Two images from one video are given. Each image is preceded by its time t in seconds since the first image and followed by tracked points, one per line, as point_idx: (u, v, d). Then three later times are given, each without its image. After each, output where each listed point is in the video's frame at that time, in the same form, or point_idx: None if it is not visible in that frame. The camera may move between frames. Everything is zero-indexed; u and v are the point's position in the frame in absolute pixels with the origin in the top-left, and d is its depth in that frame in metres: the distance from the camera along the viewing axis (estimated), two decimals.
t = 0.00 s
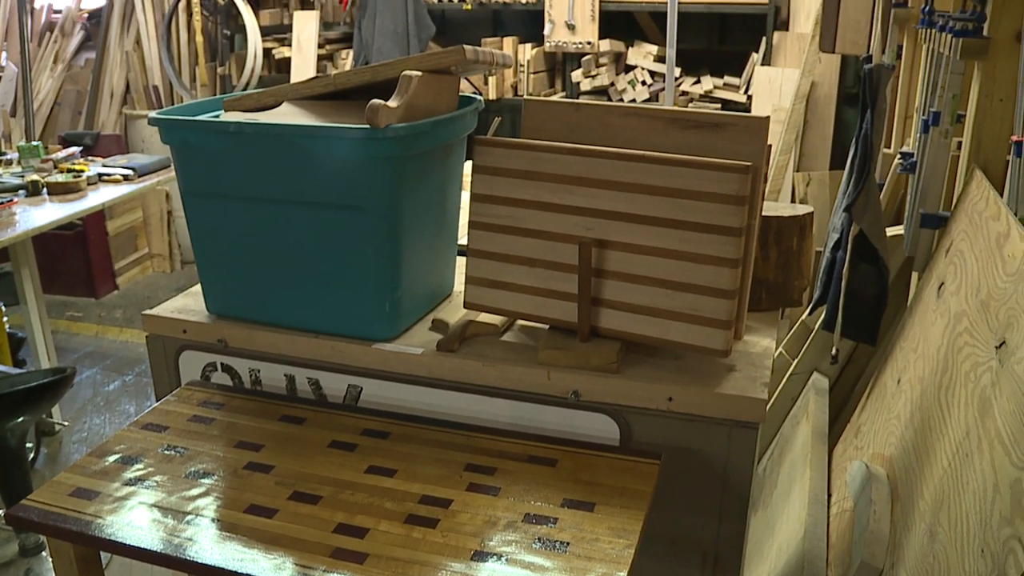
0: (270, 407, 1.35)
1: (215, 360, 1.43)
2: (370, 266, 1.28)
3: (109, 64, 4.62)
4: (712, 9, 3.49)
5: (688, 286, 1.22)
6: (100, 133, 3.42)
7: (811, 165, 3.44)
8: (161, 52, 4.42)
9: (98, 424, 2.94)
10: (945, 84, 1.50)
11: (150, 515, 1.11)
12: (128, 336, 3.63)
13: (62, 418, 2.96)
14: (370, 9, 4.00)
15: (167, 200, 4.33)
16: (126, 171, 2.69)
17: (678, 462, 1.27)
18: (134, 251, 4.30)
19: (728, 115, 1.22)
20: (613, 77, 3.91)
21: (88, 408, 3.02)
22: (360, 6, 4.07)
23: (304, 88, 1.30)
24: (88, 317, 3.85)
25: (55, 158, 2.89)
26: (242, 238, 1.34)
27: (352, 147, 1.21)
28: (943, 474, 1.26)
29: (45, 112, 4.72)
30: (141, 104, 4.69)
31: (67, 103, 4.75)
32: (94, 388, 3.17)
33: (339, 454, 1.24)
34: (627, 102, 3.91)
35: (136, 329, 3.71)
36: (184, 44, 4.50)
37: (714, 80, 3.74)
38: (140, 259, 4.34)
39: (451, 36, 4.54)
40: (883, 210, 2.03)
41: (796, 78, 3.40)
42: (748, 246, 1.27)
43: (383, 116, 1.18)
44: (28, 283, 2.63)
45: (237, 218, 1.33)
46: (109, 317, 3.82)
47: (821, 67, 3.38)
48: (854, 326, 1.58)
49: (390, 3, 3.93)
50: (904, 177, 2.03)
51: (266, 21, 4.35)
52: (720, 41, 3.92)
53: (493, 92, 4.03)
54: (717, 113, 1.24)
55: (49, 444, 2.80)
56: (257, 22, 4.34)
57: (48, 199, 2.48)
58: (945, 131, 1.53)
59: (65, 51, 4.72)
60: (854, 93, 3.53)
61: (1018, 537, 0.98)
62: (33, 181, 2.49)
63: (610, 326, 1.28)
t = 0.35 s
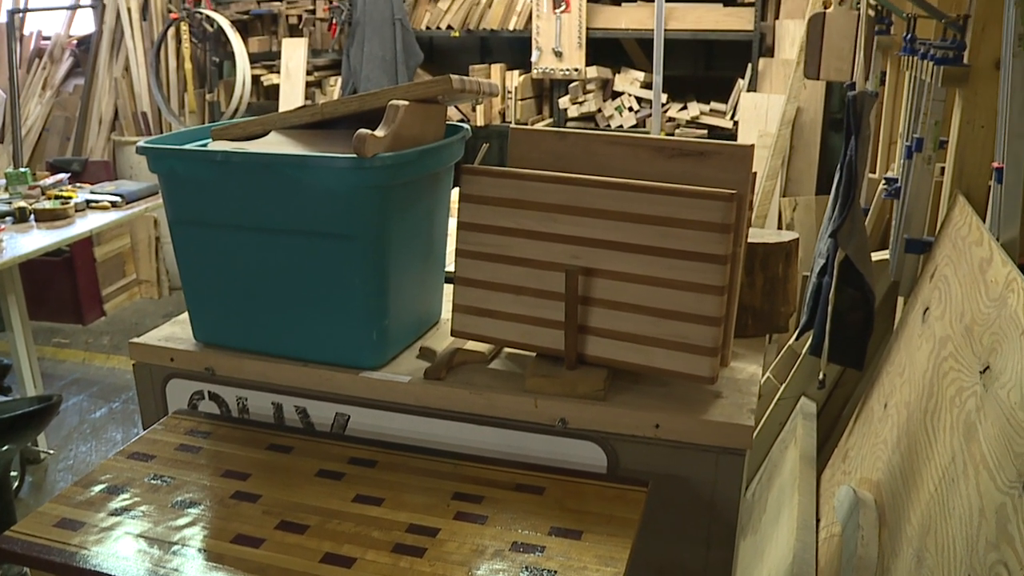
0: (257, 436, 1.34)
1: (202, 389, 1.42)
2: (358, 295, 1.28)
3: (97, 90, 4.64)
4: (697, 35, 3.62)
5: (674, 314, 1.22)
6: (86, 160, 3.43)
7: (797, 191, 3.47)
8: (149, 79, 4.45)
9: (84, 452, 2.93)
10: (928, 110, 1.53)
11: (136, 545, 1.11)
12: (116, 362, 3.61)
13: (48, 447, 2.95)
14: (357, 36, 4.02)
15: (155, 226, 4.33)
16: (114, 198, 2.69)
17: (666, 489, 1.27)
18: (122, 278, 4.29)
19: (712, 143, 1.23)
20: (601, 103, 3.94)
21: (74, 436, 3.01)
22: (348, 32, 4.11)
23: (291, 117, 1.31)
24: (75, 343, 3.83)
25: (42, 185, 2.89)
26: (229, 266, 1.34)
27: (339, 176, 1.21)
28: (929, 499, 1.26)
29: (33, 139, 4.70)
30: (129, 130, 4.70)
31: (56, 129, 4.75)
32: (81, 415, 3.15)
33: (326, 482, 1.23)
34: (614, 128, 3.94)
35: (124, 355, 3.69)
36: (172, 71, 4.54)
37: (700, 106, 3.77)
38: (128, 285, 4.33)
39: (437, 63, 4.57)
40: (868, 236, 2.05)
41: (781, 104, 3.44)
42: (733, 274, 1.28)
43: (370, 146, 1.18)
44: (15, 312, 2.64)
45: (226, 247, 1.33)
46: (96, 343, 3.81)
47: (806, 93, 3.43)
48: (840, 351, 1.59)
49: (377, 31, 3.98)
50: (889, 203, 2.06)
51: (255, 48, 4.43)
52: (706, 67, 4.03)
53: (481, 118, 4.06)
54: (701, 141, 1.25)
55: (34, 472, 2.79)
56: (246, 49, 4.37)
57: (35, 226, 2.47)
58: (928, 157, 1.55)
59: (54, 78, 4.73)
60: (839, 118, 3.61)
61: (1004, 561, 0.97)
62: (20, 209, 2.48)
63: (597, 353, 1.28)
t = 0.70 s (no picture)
0: (244, 466, 1.34)
1: (189, 419, 1.42)
2: (345, 324, 1.28)
3: (86, 118, 4.68)
4: (682, 64, 3.71)
5: (660, 343, 1.22)
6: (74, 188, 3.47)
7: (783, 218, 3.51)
8: (138, 107, 4.50)
9: (69, 482, 2.91)
10: (911, 138, 1.56)
11: None
12: (102, 391, 3.59)
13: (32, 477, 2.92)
14: (345, 64, 4.03)
15: (143, 253, 4.32)
16: (101, 226, 2.69)
17: (653, 517, 1.27)
18: (109, 305, 4.28)
19: (696, 173, 1.24)
20: (587, 131, 3.97)
21: (59, 465, 2.99)
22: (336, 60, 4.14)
23: (278, 147, 1.31)
24: (61, 371, 3.82)
25: (29, 213, 2.89)
26: (216, 296, 1.34)
27: (326, 208, 1.21)
28: (916, 526, 1.26)
29: (20, 166, 4.70)
30: (118, 157, 4.73)
31: (43, 156, 4.78)
32: (66, 445, 3.14)
33: (313, 513, 1.23)
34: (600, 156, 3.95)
35: (110, 384, 3.68)
36: (161, 99, 4.56)
37: (686, 133, 3.81)
38: (115, 313, 4.32)
39: (425, 90, 4.60)
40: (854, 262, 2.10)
41: (767, 131, 3.48)
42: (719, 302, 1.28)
43: (357, 176, 1.19)
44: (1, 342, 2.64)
45: (214, 278, 1.33)
46: (83, 371, 3.80)
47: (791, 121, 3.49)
48: (826, 377, 1.60)
49: (366, 59, 3.98)
50: (873, 230, 2.11)
51: (244, 76, 4.44)
52: (692, 94, 4.07)
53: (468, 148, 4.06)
54: (686, 171, 1.26)
55: (18, 503, 2.76)
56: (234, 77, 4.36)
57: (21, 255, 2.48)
58: (911, 184, 1.59)
59: (41, 104, 4.76)
60: (824, 144, 3.70)
61: None
62: (7, 237, 2.48)
63: (583, 382, 1.28)
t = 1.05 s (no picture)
0: (234, 502, 1.33)
1: (178, 454, 1.42)
2: (334, 359, 1.28)
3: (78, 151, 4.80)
4: (671, 98, 3.73)
5: (650, 379, 1.22)
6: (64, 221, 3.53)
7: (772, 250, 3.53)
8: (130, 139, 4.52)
9: (56, 516, 2.89)
10: (898, 171, 1.60)
11: None
12: (90, 425, 3.57)
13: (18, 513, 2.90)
14: (337, 99, 4.06)
15: (134, 285, 4.31)
16: (92, 259, 2.70)
17: (644, 553, 1.27)
18: (99, 338, 4.27)
19: (684, 209, 1.25)
20: (576, 164, 4.00)
21: (46, 499, 2.97)
22: (327, 94, 4.16)
23: (269, 184, 1.32)
24: (49, 404, 3.80)
25: (20, 246, 2.89)
26: (207, 332, 1.34)
27: (315, 244, 1.22)
28: (906, 560, 1.25)
29: (11, 199, 4.87)
30: (109, 189, 4.81)
31: (34, 189, 4.89)
32: (54, 478, 3.12)
33: (302, 550, 1.22)
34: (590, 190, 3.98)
35: (99, 417, 3.66)
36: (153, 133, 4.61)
37: (676, 166, 3.82)
38: (105, 345, 4.30)
39: (417, 123, 4.64)
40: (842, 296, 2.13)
41: (755, 165, 3.50)
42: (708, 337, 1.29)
43: (347, 214, 1.20)
44: None
45: (204, 314, 1.33)
46: (71, 405, 3.78)
47: (779, 154, 3.51)
48: (815, 410, 1.61)
49: (357, 95, 3.99)
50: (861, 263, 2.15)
51: (235, 109, 4.47)
52: (682, 127, 4.13)
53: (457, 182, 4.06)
54: (674, 208, 1.27)
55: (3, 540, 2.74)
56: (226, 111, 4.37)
57: (12, 287, 2.48)
58: (899, 218, 1.63)
59: (33, 137, 4.91)
60: (812, 177, 3.80)
61: None
62: None
63: (573, 417, 1.28)
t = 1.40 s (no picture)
0: (225, 532, 1.33)
1: (170, 483, 1.41)
2: (327, 388, 1.28)
3: (72, 179, 4.85)
4: (663, 126, 3.76)
5: (641, 408, 1.22)
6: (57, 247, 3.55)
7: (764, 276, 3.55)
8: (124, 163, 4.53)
9: (45, 545, 2.86)
10: (887, 200, 1.63)
11: None
12: (81, 452, 3.56)
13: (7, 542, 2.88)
14: (330, 127, 4.07)
15: (126, 312, 4.29)
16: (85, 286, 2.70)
17: None
18: (91, 363, 4.25)
19: (675, 239, 1.26)
20: (569, 192, 4.03)
21: (36, 528, 2.95)
22: (321, 124, 4.16)
23: (263, 214, 1.33)
24: (40, 432, 3.79)
25: (13, 273, 2.89)
26: (199, 361, 1.34)
27: (308, 273, 1.22)
28: None
29: (5, 224, 4.85)
30: (102, 218, 4.83)
31: (27, 216, 4.92)
32: (43, 507, 3.10)
33: None
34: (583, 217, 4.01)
35: (90, 444, 3.64)
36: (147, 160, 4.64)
37: (668, 195, 3.85)
38: (96, 372, 4.29)
39: (410, 150, 4.66)
40: (833, 323, 2.14)
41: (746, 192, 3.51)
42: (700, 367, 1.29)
43: (340, 244, 1.20)
44: None
45: (197, 343, 1.33)
46: (63, 432, 3.77)
47: (770, 182, 3.53)
48: (808, 437, 1.62)
49: (349, 123, 4.01)
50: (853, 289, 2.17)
51: (228, 138, 4.41)
52: (674, 153, 4.16)
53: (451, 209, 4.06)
54: (665, 238, 1.28)
55: None
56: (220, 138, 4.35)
57: (4, 315, 2.48)
58: (889, 245, 1.64)
59: (27, 164, 4.93)
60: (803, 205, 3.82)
61: None
62: None
63: (565, 447, 1.28)
